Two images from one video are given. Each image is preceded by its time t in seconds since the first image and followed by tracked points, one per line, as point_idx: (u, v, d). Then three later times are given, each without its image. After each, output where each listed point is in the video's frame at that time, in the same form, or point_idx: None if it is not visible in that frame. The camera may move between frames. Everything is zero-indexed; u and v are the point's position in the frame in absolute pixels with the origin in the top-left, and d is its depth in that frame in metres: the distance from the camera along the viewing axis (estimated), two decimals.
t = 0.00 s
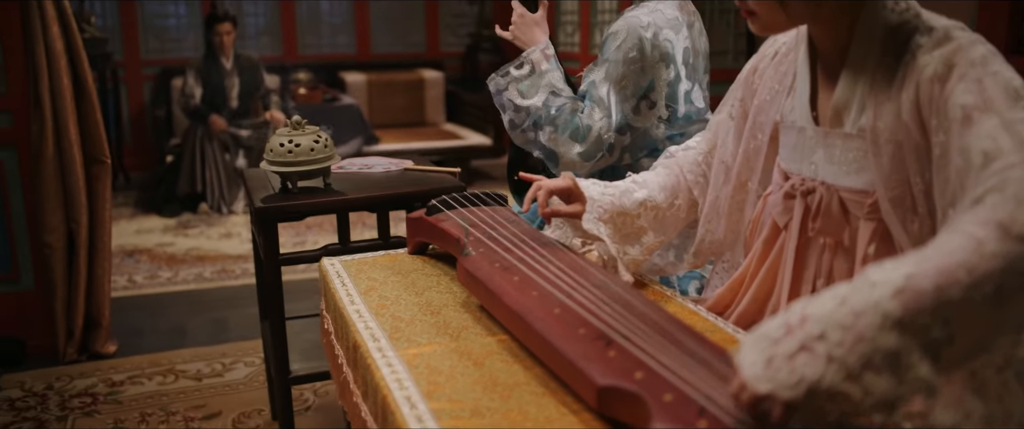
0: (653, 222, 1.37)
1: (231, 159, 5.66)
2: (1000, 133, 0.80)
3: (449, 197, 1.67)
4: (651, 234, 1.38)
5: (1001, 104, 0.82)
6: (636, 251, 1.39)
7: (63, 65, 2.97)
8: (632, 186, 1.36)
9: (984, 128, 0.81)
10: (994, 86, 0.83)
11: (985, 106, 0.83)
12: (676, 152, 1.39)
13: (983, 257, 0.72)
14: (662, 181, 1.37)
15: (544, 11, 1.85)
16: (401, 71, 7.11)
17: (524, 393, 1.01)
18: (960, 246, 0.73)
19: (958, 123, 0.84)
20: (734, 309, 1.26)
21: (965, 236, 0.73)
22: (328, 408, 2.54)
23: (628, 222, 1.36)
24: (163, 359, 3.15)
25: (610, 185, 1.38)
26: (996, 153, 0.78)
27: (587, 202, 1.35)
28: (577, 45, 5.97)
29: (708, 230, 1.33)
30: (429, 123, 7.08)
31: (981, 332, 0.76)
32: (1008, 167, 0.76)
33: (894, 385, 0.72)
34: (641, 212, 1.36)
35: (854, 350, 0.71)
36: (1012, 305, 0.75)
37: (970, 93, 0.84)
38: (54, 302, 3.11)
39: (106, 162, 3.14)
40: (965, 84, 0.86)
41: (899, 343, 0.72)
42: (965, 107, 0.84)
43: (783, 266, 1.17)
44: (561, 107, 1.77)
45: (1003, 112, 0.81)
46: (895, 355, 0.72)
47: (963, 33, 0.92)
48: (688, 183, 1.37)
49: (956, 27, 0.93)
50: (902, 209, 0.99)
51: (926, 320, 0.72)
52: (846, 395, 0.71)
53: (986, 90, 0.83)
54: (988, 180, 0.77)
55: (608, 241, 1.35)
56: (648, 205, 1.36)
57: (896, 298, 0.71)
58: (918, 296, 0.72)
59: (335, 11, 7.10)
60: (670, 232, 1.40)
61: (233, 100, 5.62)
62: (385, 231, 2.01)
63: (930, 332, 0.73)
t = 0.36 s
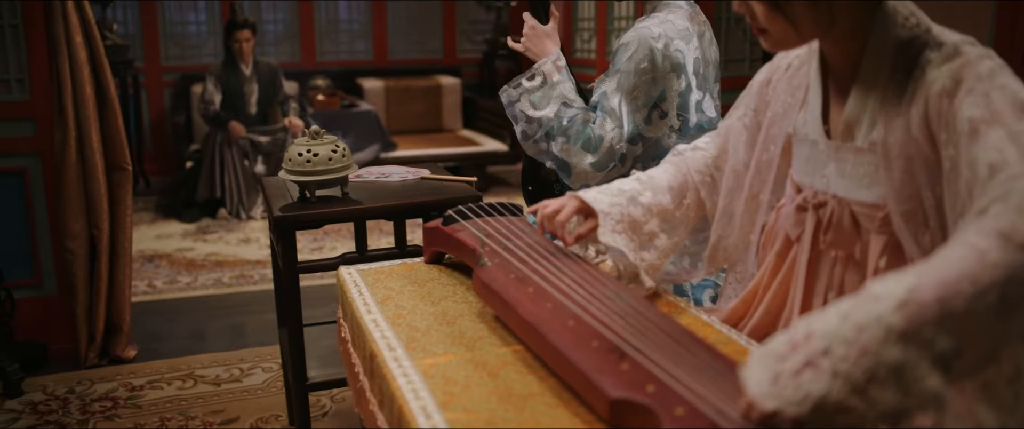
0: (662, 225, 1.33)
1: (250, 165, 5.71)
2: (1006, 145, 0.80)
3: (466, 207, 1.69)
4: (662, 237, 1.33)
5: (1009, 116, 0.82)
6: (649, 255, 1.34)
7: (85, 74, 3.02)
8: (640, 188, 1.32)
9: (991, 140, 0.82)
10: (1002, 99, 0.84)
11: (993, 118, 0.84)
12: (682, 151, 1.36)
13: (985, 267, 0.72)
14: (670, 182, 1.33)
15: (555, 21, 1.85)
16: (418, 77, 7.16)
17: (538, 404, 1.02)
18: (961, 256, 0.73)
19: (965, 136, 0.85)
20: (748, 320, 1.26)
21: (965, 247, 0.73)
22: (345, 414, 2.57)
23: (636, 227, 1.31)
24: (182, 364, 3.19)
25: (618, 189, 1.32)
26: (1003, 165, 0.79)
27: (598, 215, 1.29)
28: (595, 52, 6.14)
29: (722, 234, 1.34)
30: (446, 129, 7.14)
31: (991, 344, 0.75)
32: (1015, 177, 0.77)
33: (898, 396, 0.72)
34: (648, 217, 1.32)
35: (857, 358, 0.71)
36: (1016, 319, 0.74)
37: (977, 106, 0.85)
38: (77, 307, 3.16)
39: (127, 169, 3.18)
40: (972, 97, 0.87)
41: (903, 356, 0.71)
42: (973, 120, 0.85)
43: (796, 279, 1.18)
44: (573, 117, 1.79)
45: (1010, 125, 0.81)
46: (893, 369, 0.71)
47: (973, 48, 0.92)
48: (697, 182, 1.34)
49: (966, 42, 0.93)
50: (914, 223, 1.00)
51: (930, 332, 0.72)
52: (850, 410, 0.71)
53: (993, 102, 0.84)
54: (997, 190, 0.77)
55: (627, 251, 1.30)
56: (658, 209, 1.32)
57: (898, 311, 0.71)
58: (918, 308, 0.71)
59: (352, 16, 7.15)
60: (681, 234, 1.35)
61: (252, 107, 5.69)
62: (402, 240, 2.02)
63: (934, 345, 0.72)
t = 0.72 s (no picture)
0: (645, 224, 1.36)
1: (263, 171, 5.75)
2: None
3: (477, 217, 1.70)
4: (647, 238, 1.36)
5: None
6: (635, 257, 1.36)
7: (102, 84, 3.06)
8: (625, 186, 1.34)
9: (1010, 163, 0.83)
10: (1014, 118, 0.85)
11: (1007, 140, 0.85)
12: (671, 151, 1.36)
13: (1010, 291, 0.74)
14: (655, 182, 1.34)
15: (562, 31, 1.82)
16: (430, 84, 7.20)
17: (547, 414, 1.04)
18: (988, 281, 0.75)
19: (981, 160, 0.86)
20: (755, 332, 1.28)
21: (994, 273, 0.75)
22: (356, 421, 2.59)
23: (622, 228, 1.34)
24: (195, 369, 3.22)
25: (605, 188, 1.35)
26: None
27: (586, 219, 1.33)
28: (606, 58, 6.16)
29: (723, 234, 1.34)
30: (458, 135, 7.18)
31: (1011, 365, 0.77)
32: None
33: (916, 409, 0.73)
34: (633, 218, 1.35)
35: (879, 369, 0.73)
36: None
37: (990, 126, 0.86)
38: (93, 313, 3.20)
39: (143, 177, 3.22)
40: (984, 117, 0.88)
41: (923, 369, 0.73)
42: (987, 141, 0.86)
43: (802, 291, 1.19)
44: (580, 127, 1.82)
45: None
46: (913, 383, 0.73)
47: (977, 64, 0.94)
48: (680, 182, 1.34)
49: (970, 59, 0.95)
50: (918, 238, 1.01)
51: (953, 350, 0.73)
52: (867, 415, 0.72)
53: (1006, 122, 0.86)
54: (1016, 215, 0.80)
55: (615, 254, 1.34)
56: (641, 210, 1.34)
57: (921, 329, 0.73)
58: (945, 329, 0.73)
59: (365, 23, 7.21)
60: (667, 235, 1.36)
61: (266, 112, 5.79)
62: (413, 248, 2.04)
63: (956, 363, 0.73)
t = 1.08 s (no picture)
0: (647, 237, 1.36)
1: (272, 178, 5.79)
2: None
3: (483, 229, 1.72)
4: (649, 253, 1.37)
5: None
6: (635, 271, 1.37)
7: (114, 94, 3.09)
8: (628, 202, 1.34)
9: (1018, 189, 0.84)
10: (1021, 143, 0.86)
11: (1016, 167, 0.85)
12: (674, 167, 1.37)
13: None
14: (658, 199, 1.35)
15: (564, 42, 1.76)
16: (439, 91, 7.22)
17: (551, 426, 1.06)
18: (1009, 317, 0.76)
19: (989, 184, 0.87)
20: (758, 344, 1.30)
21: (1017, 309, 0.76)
22: None
23: (623, 245, 1.34)
24: (204, 376, 3.24)
25: (608, 203, 1.34)
26: None
27: (585, 233, 1.32)
28: (614, 65, 6.18)
29: (727, 247, 1.37)
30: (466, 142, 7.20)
31: None
32: None
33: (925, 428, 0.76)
34: (635, 233, 1.35)
35: (897, 395, 0.76)
36: None
37: (998, 152, 0.87)
38: (103, 320, 3.22)
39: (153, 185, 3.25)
40: (991, 141, 0.88)
41: (938, 395, 0.75)
42: (997, 168, 0.86)
43: (803, 305, 1.21)
44: (584, 138, 1.75)
45: None
46: (928, 408, 0.75)
47: (978, 83, 0.95)
48: (683, 198, 1.35)
49: (970, 76, 0.96)
50: (918, 254, 1.03)
51: (968, 379, 0.75)
52: None
53: (1013, 148, 0.86)
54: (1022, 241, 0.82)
55: (614, 271, 1.34)
56: (644, 225, 1.34)
57: (941, 361, 0.75)
58: (966, 365, 0.75)
59: (374, 30, 7.25)
60: (667, 251, 1.37)
61: (276, 120, 5.83)
62: (420, 259, 2.06)
63: (973, 391, 0.75)
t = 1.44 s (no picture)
0: (667, 260, 1.37)
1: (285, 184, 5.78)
2: None
3: (493, 240, 1.73)
4: (668, 272, 1.38)
5: None
6: (654, 290, 1.38)
7: (130, 103, 3.13)
8: (647, 223, 1.36)
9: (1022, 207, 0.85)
10: None
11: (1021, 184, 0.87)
12: (694, 189, 1.39)
13: None
14: (677, 218, 1.36)
15: (571, 55, 1.83)
16: (451, 98, 7.25)
17: None
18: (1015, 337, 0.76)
19: (994, 201, 0.88)
20: (768, 356, 1.30)
21: None
22: None
23: (642, 262, 1.37)
24: (218, 383, 3.27)
25: (630, 225, 1.37)
26: None
27: (604, 248, 1.36)
28: (625, 72, 6.20)
29: (736, 270, 1.38)
30: (478, 149, 7.22)
31: None
32: None
33: None
34: (654, 252, 1.37)
35: (902, 413, 0.78)
36: None
37: (1003, 170, 0.88)
38: (118, 327, 3.26)
39: (168, 193, 3.28)
40: (997, 160, 0.89)
41: (940, 413, 0.77)
42: (1001, 185, 0.87)
43: (811, 320, 1.22)
44: (594, 148, 1.74)
45: None
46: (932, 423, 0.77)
47: (983, 99, 0.96)
48: (704, 218, 1.37)
49: (975, 93, 0.97)
50: (924, 270, 1.03)
51: (972, 397, 0.75)
52: None
53: (1018, 166, 0.87)
54: None
55: (632, 287, 1.37)
56: (663, 244, 1.36)
57: (947, 379, 0.76)
58: (971, 384, 0.75)
59: (387, 38, 7.29)
60: (686, 271, 1.38)
61: (289, 126, 5.86)
62: (432, 269, 2.07)
63: (978, 408, 0.76)
